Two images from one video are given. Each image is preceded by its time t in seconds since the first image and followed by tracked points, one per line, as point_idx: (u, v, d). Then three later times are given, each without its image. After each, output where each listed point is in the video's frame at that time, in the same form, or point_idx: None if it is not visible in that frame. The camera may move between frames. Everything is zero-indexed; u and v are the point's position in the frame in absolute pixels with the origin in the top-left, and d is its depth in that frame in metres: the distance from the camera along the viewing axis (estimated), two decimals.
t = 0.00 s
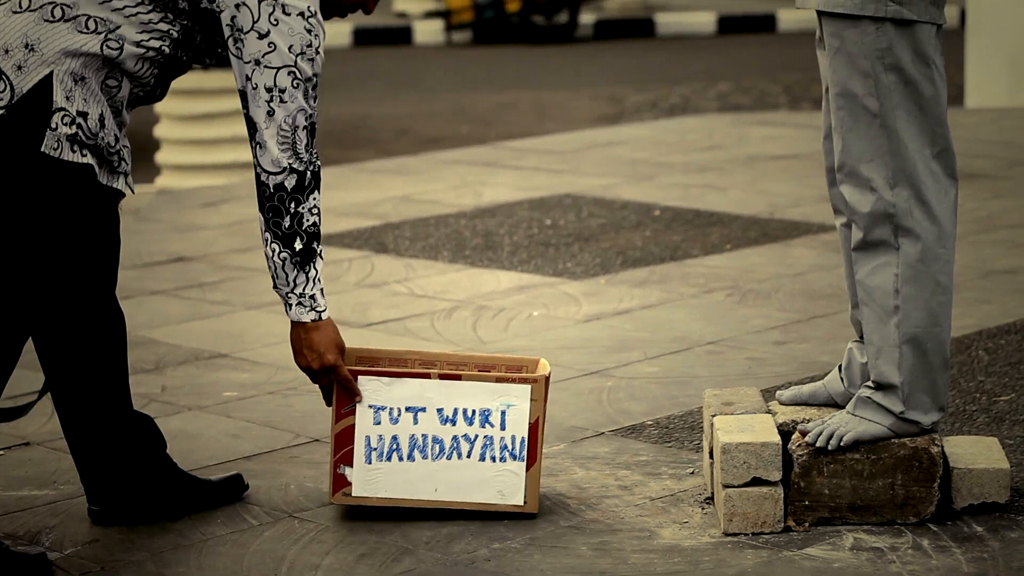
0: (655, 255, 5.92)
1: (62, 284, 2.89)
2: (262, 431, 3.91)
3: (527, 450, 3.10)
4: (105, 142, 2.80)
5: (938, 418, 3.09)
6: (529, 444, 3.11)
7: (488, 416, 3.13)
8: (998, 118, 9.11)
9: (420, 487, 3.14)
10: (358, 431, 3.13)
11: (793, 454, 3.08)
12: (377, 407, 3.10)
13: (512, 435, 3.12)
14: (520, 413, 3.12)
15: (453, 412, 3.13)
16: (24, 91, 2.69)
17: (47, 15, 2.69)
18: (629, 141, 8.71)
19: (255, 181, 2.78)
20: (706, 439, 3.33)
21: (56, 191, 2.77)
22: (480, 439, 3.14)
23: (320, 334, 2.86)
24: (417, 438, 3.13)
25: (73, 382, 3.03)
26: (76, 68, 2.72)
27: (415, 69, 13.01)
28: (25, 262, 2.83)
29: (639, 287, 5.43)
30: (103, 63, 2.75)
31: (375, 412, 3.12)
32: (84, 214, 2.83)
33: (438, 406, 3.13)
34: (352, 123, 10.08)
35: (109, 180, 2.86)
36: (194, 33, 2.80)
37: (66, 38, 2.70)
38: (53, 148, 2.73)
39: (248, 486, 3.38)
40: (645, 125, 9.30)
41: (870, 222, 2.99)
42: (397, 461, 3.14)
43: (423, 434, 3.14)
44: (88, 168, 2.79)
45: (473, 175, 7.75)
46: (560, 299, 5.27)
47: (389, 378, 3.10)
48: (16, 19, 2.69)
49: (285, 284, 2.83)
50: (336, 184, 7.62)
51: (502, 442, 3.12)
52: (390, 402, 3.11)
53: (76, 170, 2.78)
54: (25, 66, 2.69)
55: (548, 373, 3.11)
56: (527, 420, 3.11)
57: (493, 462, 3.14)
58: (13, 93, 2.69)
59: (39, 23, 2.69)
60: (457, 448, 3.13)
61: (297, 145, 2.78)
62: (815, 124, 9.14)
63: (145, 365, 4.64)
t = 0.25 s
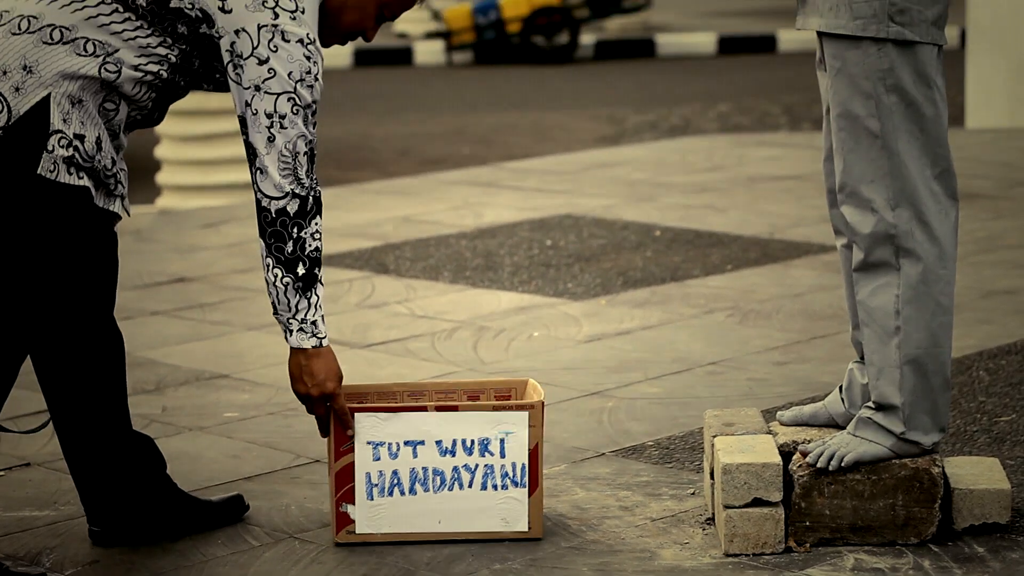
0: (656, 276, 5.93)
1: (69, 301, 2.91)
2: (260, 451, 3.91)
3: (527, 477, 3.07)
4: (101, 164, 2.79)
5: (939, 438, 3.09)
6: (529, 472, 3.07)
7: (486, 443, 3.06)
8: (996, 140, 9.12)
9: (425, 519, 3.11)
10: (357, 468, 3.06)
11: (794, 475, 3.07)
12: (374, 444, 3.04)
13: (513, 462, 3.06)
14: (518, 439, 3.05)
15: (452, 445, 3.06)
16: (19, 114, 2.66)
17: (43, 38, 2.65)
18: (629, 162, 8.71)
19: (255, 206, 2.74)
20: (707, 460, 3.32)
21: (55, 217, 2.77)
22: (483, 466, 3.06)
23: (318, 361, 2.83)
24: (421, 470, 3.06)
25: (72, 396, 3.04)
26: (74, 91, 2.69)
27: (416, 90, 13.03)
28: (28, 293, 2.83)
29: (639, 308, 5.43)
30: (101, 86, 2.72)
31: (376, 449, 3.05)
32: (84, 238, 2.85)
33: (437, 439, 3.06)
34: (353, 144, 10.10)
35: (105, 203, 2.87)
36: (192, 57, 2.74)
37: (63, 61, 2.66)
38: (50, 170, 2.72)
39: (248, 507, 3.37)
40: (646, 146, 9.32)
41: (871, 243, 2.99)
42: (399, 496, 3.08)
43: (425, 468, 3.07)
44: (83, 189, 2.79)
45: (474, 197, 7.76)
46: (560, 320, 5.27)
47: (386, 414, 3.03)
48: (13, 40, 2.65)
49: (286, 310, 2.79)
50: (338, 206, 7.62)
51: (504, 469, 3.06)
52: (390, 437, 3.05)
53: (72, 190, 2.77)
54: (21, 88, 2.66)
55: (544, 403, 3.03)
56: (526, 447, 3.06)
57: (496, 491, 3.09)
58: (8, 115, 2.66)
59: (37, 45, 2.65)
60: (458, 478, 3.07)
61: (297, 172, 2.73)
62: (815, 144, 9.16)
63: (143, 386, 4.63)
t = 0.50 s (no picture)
0: (656, 301, 5.93)
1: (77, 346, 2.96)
2: (261, 476, 3.92)
3: (527, 504, 3.07)
4: (105, 184, 2.84)
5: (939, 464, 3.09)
6: (529, 499, 3.07)
7: (486, 470, 3.05)
8: (994, 164, 9.14)
9: (425, 546, 3.10)
10: (357, 496, 3.05)
11: (794, 501, 3.07)
12: (374, 472, 3.03)
13: (513, 489, 3.06)
14: (518, 466, 3.05)
15: (451, 474, 3.05)
16: (21, 138, 2.72)
17: (41, 57, 2.70)
18: (629, 187, 8.73)
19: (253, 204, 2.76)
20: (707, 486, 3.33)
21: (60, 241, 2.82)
22: (483, 494, 3.06)
23: (308, 356, 2.83)
24: (421, 497, 3.06)
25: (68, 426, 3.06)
26: (74, 112, 2.74)
27: (416, 116, 13.06)
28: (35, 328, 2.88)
29: (639, 333, 5.43)
30: (102, 104, 2.77)
31: (375, 477, 3.04)
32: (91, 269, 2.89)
33: (436, 467, 3.05)
34: (353, 169, 10.12)
35: (110, 224, 2.92)
36: (190, 64, 2.77)
37: (61, 82, 2.72)
38: (53, 193, 2.77)
39: (248, 532, 3.37)
40: (646, 171, 9.34)
41: (872, 268, 2.99)
42: (399, 524, 3.08)
43: (425, 496, 3.06)
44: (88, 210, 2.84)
45: (475, 223, 7.76)
46: (561, 346, 5.27)
47: (385, 443, 3.02)
48: (13, 64, 2.71)
49: (282, 307, 2.80)
50: (338, 231, 7.63)
51: (504, 497, 3.06)
52: (389, 465, 3.04)
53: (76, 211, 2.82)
54: (22, 113, 2.72)
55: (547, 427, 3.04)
56: (526, 474, 3.05)
57: (497, 518, 3.09)
58: (10, 140, 2.72)
59: (35, 67, 2.71)
60: (458, 506, 3.07)
61: (295, 168, 2.75)
62: (815, 169, 9.17)
63: (144, 412, 4.63)
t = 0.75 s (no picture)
0: (657, 335, 5.94)
1: (123, 376, 2.89)
2: (262, 510, 3.92)
3: (527, 539, 2.93)
4: (134, 205, 2.86)
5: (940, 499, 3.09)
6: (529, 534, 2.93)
7: (488, 505, 2.91)
8: (994, 198, 9.15)
9: None
10: (358, 531, 2.95)
11: (795, 535, 3.08)
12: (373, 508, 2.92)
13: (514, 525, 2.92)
14: (517, 502, 2.91)
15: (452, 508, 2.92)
16: (48, 171, 2.78)
17: (51, 88, 2.79)
18: (630, 221, 8.74)
19: (232, 154, 2.81)
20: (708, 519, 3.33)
21: (101, 266, 2.81)
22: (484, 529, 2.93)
23: (285, 304, 2.86)
24: (422, 532, 2.94)
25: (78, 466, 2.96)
26: (94, 135, 2.80)
27: (418, 150, 13.11)
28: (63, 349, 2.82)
29: (640, 368, 5.43)
30: (119, 123, 2.83)
31: (375, 512, 2.93)
32: (133, 293, 2.87)
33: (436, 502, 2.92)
34: (355, 204, 10.15)
35: (142, 240, 2.92)
36: (191, 48, 2.86)
37: (74, 106, 2.79)
38: (84, 219, 2.78)
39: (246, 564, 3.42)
40: (647, 205, 9.36)
41: (872, 302, 2.99)
42: (400, 559, 2.97)
43: (426, 530, 2.95)
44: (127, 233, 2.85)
45: (476, 257, 7.77)
46: (561, 381, 5.27)
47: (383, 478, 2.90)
48: (25, 102, 2.80)
49: (264, 256, 2.84)
50: (339, 265, 7.64)
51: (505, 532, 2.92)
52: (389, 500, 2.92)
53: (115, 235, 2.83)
54: (44, 147, 2.79)
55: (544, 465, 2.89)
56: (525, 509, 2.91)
57: (500, 552, 2.95)
58: (38, 174, 2.78)
59: (46, 100, 2.79)
60: (459, 541, 2.95)
61: (277, 111, 2.80)
62: (815, 203, 9.19)
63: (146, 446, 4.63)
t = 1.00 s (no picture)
0: (658, 383, 5.94)
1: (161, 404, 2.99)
2: (262, 559, 3.91)
3: None
4: (170, 230, 2.97)
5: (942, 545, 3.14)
6: None
7: (489, 552, 2.87)
8: (995, 245, 9.16)
9: None
10: None
11: None
12: (375, 554, 2.88)
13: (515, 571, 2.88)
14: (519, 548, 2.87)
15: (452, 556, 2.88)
16: (82, 212, 2.92)
17: (67, 132, 2.93)
18: (632, 268, 8.76)
19: (192, 109, 2.90)
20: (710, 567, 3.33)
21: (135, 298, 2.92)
22: None
23: (250, 260, 2.94)
24: None
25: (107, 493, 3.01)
26: (121, 167, 2.94)
27: (420, 197, 13.15)
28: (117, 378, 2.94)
29: (641, 415, 5.43)
30: (143, 150, 2.96)
31: (376, 559, 2.89)
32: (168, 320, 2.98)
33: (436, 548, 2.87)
34: (357, 251, 10.17)
35: (184, 264, 3.02)
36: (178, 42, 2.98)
37: (93, 144, 2.93)
38: (122, 254, 2.90)
39: None
40: (648, 252, 9.38)
41: (875, 349, 3.04)
42: None
43: None
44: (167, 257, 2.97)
45: (477, 304, 7.79)
46: (562, 428, 5.27)
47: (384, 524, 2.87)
48: (46, 151, 2.95)
49: (230, 211, 2.92)
50: (340, 312, 7.66)
51: None
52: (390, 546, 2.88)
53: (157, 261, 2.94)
54: (74, 190, 2.93)
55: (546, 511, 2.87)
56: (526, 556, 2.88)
57: None
58: (73, 218, 2.92)
59: (64, 144, 2.94)
60: None
61: (236, 57, 2.90)
62: (816, 250, 9.22)
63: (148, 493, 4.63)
